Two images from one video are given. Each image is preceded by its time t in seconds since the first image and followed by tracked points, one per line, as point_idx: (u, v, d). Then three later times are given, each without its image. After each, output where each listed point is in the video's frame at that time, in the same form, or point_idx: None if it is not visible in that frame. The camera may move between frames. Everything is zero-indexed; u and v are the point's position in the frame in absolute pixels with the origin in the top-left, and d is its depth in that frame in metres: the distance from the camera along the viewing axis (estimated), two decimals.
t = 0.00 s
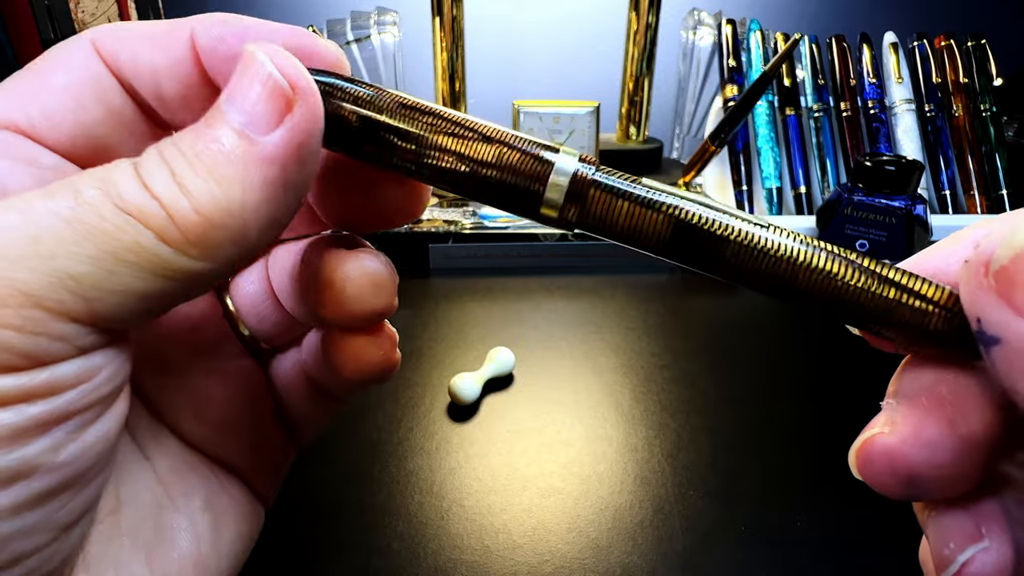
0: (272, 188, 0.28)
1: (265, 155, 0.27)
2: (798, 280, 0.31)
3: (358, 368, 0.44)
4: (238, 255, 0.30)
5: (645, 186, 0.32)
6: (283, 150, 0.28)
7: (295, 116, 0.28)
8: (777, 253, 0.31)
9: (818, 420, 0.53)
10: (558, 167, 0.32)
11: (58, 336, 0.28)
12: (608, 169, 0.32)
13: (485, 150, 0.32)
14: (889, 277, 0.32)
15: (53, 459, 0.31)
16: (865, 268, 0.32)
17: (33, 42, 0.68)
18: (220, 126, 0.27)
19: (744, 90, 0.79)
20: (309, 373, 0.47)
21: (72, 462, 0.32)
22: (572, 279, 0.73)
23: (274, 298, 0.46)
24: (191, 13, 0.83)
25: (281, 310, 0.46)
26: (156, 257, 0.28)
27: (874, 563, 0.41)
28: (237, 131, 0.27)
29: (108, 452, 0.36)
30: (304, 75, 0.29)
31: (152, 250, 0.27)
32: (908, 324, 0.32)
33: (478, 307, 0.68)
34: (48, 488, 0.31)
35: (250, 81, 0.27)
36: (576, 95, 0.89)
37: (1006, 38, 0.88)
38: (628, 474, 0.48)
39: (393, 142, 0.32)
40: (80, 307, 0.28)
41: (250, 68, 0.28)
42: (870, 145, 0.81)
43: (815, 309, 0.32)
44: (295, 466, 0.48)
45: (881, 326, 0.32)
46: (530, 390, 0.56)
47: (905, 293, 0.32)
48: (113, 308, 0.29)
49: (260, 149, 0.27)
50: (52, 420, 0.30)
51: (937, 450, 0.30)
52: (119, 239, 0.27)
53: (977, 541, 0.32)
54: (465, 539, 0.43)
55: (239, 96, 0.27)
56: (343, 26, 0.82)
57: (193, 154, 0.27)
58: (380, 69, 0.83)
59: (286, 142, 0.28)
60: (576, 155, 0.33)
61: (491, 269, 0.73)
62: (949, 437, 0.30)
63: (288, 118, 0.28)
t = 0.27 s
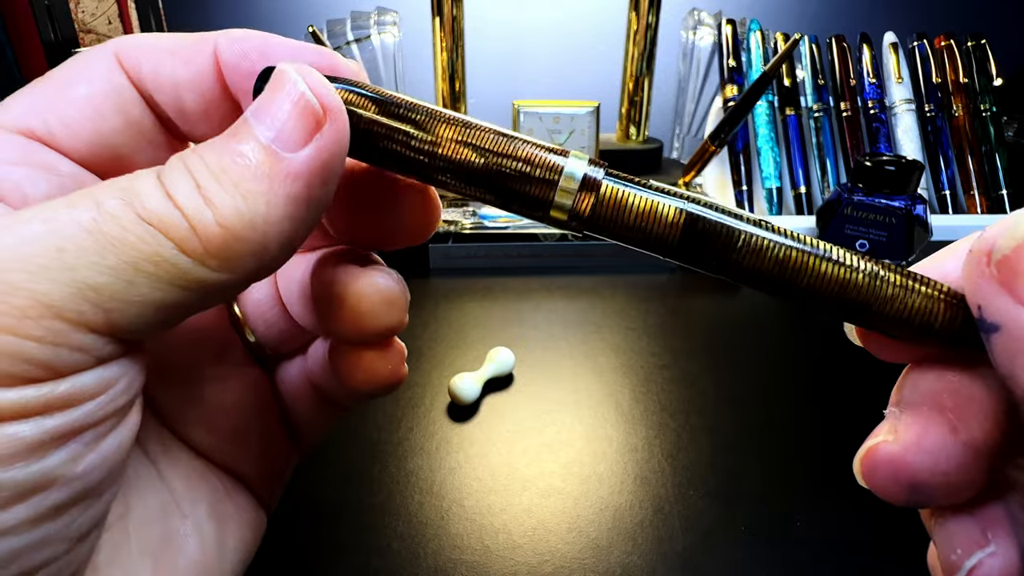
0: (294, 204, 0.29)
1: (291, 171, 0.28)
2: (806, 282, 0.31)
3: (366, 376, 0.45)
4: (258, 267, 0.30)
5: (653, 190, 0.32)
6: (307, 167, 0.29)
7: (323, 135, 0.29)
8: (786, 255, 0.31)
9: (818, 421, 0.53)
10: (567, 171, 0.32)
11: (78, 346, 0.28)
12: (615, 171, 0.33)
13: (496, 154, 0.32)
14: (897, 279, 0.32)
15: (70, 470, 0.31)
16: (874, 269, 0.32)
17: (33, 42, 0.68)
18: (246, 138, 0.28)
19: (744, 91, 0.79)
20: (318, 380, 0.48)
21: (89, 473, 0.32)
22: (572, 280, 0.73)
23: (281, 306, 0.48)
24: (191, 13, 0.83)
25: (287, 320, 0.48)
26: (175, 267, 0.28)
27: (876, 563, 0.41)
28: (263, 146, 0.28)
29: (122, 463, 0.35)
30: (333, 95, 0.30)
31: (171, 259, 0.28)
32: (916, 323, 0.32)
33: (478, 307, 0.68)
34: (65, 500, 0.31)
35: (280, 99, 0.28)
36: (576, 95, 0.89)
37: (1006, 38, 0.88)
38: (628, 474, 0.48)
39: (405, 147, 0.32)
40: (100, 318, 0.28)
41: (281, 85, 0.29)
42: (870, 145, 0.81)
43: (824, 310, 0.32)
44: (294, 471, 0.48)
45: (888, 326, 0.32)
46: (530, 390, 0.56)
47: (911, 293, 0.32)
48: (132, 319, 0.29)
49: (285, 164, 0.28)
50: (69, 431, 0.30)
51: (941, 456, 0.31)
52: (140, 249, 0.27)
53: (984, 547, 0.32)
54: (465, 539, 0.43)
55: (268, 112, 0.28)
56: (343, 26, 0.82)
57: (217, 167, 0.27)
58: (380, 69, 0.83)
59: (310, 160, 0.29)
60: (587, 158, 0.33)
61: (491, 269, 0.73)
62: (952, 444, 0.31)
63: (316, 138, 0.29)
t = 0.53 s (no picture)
0: (303, 203, 0.29)
1: (300, 170, 0.28)
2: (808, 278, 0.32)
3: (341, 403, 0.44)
4: (265, 265, 0.30)
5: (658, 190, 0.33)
6: (318, 167, 0.29)
7: (334, 133, 0.29)
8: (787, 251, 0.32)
9: (817, 420, 0.53)
10: (585, 177, 0.32)
11: (91, 348, 0.28)
12: (631, 178, 0.33)
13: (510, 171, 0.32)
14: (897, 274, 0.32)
15: (83, 474, 0.31)
16: (875, 266, 0.32)
17: (33, 43, 0.67)
18: (255, 137, 0.28)
19: (744, 91, 0.79)
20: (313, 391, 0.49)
21: (102, 477, 0.32)
22: (572, 279, 0.73)
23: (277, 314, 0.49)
24: (190, 13, 0.83)
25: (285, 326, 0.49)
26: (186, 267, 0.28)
27: (877, 562, 0.41)
28: (272, 144, 0.28)
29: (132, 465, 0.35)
30: (342, 96, 0.31)
31: (183, 261, 0.28)
32: (917, 318, 0.32)
33: (478, 307, 0.68)
34: (77, 504, 0.31)
35: (290, 99, 0.28)
36: (576, 95, 0.89)
37: (1006, 38, 0.88)
38: (628, 474, 0.48)
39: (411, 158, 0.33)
40: (114, 320, 0.28)
41: (291, 85, 0.29)
42: (869, 145, 0.81)
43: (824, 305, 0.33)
44: (293, 467, 0.48)
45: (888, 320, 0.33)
46: (530, 390, 0.56)
47: (913, 289, 0.32)
48: (145, 320, 0.29)
49: (296, 164, 0.28)
50: (82, 434, 0.30)
51: (965, 471, 0.31)
52: (152, 250, 0.27)
53: (1012, 563, 0.30)
54: (465, 539, 0.43)
55: (277, 111, 0.28)
56: (343, 26, 0.82)
57: (227, 167, 0.28)
58: (380, 69, 0.83)
59: (321, 160, 0.29)
60: (603, 164, 0.33)
61: (491, 269, 0.73)
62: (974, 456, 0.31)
63: (327, 136, 0.29)
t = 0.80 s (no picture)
0: (299, 190, 0.29)
1: (294, 158, 0.28)
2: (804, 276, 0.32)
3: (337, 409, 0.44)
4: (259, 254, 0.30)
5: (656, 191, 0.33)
6: (311, 153, 0.29)
7: (327, 118, 0.29)
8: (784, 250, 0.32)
9: (817, 421, 0.53)
10: (590, 180, 0.32)
11: (84, 342, 0.28)
12: (636, 182, 0.33)
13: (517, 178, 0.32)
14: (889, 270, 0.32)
15: (78, 475, 0.31)
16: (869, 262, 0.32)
17: (33, 43, 0.67)
18: (248, 124, 0.28)
19: (744, 91, 0.79)
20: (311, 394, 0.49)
21: (97, 479, 0.32)
22: (572, 279, 0.73)
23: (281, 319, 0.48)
24: (191, 13, 0.83)
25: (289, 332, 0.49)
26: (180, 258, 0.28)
27: (877, 562, 0.41)
28: (265, 130, 0.28)
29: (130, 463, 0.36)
30: (335, 79, 0.30)
31: (175, 250, 0.28)
32: (912, 313, 0.32)
33: (478, 307, 0.68)
34: (71, 507, 0.32)
35: (283, 82, 0.28)
36: (576, 95, 0.89)
37: (1006, 38, 0.88)
38: (628, 474, 0.48)
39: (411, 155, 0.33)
40: (106, 311, 0.28)
41: (284, 72, 0.29)
42: (870, 145, 0.81)
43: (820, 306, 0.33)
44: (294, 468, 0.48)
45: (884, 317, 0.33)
46: (530, 390, 0.56)
47: (907, 283, 0.32)
48: (137, 311, 0.29)
49: (288, 150, 0.28)
50: (76, 434, 0.30)
51: (987, 505, 0.33)
52: (143, 239, 0.27)
53: None
54: (465, 538, 0.43)
55: (270, 98, 0.28)
56: (343, 26, 0.82)
57: (218, 154, 0.27)
58: (380, 71, 0.83)
59: (314, 145, 0.29)
60: (608, 168, 0.33)
61: (491, 269, 0.73)
62: (995, 488, 0.33)
63: (320, 121, 0.29)
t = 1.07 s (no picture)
0: (310, 184, 0.31)
1: (307, 153, 0.30)
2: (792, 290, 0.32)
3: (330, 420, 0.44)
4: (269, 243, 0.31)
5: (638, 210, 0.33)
6: (328, 154, 0.31)
7: (341, 124, 0.31)
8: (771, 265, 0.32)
9: (817, 421, 0.53)
10: (565, 195, 0.33)
11: (111, 329, 0.28)
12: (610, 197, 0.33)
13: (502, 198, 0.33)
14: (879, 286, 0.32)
15: (107, 468, 0.31)
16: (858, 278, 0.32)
17: (33, 43, 0.67)
18: (265, 124, 0.30)
19: (744, 91, 0.79)
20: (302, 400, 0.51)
21: (123, 472, 0.32)
22: (572, 279, 0.73)
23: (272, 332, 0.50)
24: (191, 13, 0.83)
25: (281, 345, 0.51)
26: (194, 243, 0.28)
27: (877, 560, 0.41)
28: (281, 129, 0.30)
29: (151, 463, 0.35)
30: (349, 93, 0.33)
31: (188, 235, 0.28)
32: (905, 329, 0.31)
33: (478, 307, 0.68)
34: (100, 496, 0.31)
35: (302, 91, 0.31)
36: (577, 95, 0.89)
37: (1006, 38, 0.88)
38: (628, 474, 0.48)
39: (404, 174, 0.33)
40: (128, 300, 0.28)
41: (303, 81, 0.31)
42: (870, 145, 0.81)
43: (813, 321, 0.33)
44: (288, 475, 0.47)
45: (874, 334, 0.32)
46: (530, 390, 0.56)
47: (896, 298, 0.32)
48: (158, 299, 0.29)
49: (301, 148, 0.30)
50: (107, 426, 0.30)
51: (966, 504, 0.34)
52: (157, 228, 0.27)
53: None
54: (465, 539, 0.43)
55: (290, 106, 0.30)
56: (343, 26, 0.82)
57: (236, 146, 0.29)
58: (380, 69, 0.84)
59: (331, 146, 0.31)
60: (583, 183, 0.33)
61: (491, 269, 0.73)
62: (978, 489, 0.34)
63: (334, 126, 0.31)
